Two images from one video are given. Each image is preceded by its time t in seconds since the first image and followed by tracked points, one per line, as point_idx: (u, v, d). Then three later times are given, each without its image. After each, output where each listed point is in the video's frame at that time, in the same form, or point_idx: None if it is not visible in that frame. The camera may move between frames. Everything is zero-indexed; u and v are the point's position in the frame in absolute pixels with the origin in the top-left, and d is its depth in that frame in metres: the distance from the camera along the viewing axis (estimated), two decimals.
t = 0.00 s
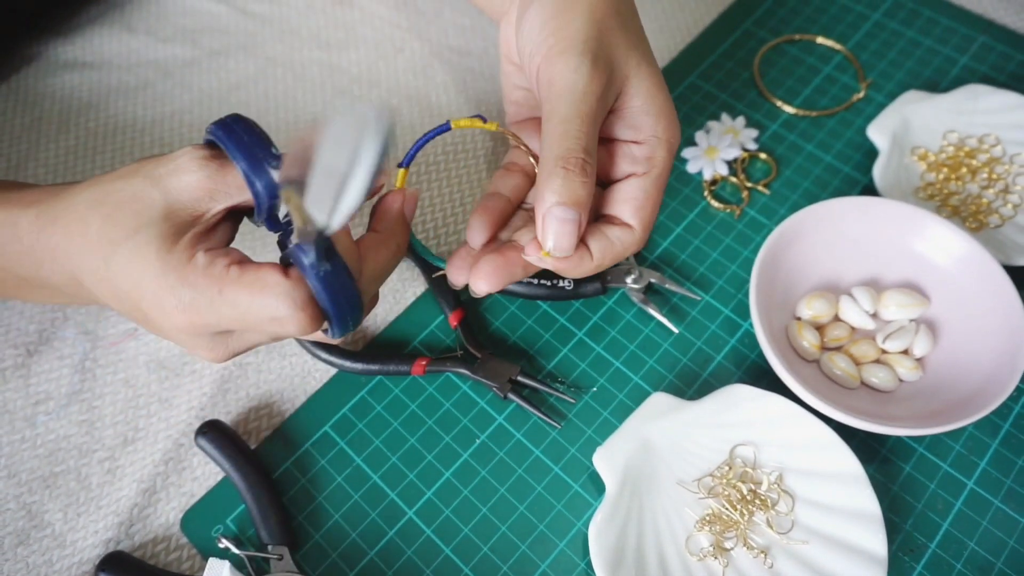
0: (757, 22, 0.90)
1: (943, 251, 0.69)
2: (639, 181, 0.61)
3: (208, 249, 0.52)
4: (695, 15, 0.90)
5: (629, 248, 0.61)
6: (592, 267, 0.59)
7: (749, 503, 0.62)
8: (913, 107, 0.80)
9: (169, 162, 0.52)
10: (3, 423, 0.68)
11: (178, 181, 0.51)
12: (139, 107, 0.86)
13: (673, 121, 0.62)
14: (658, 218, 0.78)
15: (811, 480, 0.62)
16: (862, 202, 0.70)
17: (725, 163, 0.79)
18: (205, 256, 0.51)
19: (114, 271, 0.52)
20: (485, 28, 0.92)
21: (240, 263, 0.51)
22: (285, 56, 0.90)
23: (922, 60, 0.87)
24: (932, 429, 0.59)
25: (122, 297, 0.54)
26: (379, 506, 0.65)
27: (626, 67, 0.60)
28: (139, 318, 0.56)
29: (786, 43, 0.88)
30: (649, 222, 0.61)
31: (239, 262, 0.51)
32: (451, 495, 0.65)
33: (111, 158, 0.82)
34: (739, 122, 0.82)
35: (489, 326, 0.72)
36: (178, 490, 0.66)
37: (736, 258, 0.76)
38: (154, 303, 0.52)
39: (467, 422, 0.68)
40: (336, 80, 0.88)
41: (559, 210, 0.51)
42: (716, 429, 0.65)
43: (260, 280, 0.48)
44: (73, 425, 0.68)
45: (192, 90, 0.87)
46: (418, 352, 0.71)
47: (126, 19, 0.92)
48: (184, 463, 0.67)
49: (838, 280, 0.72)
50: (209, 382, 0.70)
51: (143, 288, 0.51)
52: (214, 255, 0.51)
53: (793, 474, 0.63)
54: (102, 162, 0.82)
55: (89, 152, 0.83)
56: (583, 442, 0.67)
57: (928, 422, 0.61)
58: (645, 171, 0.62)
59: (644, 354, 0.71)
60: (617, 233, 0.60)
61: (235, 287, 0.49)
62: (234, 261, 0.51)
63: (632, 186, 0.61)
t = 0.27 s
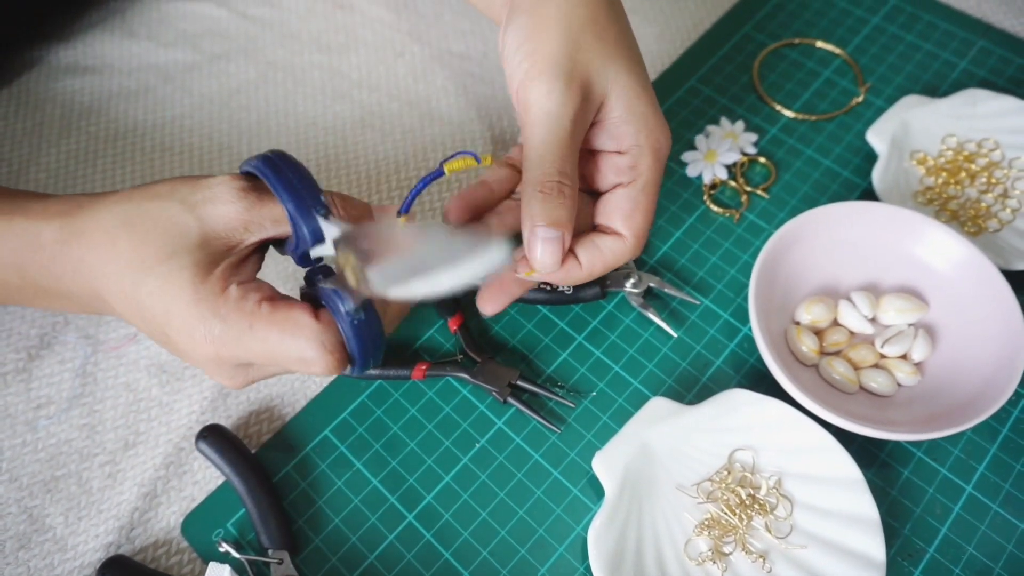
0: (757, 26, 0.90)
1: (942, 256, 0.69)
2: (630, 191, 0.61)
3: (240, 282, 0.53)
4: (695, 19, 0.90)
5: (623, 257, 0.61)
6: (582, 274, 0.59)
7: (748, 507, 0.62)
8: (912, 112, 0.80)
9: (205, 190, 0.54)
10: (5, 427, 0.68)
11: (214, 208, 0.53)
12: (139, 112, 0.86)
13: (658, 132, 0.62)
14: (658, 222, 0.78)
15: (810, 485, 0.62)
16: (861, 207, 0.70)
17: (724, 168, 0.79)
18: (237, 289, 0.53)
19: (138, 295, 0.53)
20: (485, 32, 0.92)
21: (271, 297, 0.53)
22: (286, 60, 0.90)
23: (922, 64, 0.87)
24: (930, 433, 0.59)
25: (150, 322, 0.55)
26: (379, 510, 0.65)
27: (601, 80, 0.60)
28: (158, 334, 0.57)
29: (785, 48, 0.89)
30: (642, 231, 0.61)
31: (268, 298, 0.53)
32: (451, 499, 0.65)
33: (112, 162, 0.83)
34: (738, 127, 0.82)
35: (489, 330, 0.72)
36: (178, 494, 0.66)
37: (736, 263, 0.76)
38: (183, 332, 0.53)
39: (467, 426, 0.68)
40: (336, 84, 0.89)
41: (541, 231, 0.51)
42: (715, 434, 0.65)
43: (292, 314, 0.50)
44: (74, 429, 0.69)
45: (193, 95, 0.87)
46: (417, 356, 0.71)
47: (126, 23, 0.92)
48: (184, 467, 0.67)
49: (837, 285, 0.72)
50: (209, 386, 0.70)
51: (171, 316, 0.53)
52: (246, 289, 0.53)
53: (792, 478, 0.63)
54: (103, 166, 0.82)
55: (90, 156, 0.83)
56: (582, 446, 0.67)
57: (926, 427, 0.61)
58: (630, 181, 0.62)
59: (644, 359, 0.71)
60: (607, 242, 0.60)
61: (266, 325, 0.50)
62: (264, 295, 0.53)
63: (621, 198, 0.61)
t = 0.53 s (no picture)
0: (756, 30, 0.90)
1: (940, 261, 0.69)
2: (691, 137, 0.60)
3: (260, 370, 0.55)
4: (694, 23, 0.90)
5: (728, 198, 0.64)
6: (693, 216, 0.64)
7: (747, 512, 0.62)
8: (912, 116, 0.80)
9: (203, 267, 0.52)
10: (6, 432, 0.69)
11: (216, 289, 0.51)
12: (140, 117, 0.86)
13: (691, 74, 0.60)
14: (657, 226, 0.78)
15: (809, 490, 0.62)
16: (859, 212, 0.70)
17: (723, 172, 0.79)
18: (257, 381, 0.54)
19: (146, 323, 0.53)
20: (484, 36, 0.93)
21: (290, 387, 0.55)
22: (286, 65, 0.90)
23: (921, 68, 0.87)
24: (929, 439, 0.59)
25: (162, 375, 0.55)
26: (378, 516, 0.65)
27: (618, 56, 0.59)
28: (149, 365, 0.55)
29: (785, 51, 0.89)
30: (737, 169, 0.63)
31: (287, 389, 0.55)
32: (450, 504, 0.66)
33: (114, 167, 0.83)
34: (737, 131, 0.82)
35: (489, 335, 0.72)
36: (178, 499, 0.66)
37: (735, 267, 0.76)
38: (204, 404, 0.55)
39: (466, 431, 0.68)
40: (337, 88, 0.89)
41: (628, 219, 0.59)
42: (714, 439, 0.65)
43: (318, 412, 0.54)
44: (75, 434, 0.69)
45: (194, 99, 0.88)
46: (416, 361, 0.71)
47: (127, 28, 0.92)
48: (184, 472, 0.67)
49: (836, 289, 0.72)
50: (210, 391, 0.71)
51: (199, 393, 0.54)
52: (267, 380, 0.55)
53: (791, 483, 0.63)
54: (105, 171, 0.83)
55: (91, 161, 0.83)
56: (581, 451, 0.67)
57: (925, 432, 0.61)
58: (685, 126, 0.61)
59: (643, 364, 0.71)
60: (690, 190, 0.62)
61: (295, 418, 0.54)
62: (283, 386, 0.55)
63: (694, 146, 0.60)
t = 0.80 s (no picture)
0: (754, 36, 0.91)
1: (937, 266, 0.70)
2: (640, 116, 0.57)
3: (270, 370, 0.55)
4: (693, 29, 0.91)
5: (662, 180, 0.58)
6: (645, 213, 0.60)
7: (745, 517, 0.63)
8: (909, 121, 0.81)
9: (215, 269, 0.52)
10: (12, 438, 0.70)
11: (228, 290, 0.52)
12: (143, 124, 0.87)
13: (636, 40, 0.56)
14: (656, 232, 0.79)
15: (806, 495, 0.63)
16: (856, 218, 0.71)
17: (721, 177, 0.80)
18: (266, 381, 0.55)
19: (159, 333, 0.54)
20: (484, 42, 0.93)
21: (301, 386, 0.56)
22: (287, 72, 0.91)
23: (918, 73, 0.88)
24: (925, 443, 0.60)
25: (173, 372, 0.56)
26: (380, 520, 0.66)
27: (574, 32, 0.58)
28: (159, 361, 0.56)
29: (782, 57, 0.89)
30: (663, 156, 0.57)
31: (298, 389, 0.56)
32: (450, 509, 0.66)
33: (117, 174, 0.84)
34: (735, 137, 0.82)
35: (489, 341, 0.73)
36: (182, 504, 0.67)
37: (733, 273, 0.76)
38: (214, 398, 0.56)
39: (467, 437, 0.69)
40: (337, 95, 0.89)
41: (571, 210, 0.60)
42: (712, 444, 0.66)
43: (325, 413, 0.55)
44: (80, 440, 0.70)
45: (196, 106, 0.88)
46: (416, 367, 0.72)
47: (130, 35, 0.93)
48: (188, 477, 0.68)
49: (833, 295, 0.73)
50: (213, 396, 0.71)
51: (209, 389, 0.55)
52: (276, 380, 0.55)
53: (788, 487, 0.64)
54: (108, 178, 0.83)
55: (94, 168, 0.84)
56: (580, 456, 0.68)
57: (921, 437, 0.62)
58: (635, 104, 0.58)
59: (641, 369, 0.72)
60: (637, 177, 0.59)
61: (303, 418, 0.55)
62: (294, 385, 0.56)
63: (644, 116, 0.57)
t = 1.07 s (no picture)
0: (750, 48, 0.91)
1: (932, 277, 0.70)
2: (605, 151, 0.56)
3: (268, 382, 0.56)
4: (690, 42, 0.92)
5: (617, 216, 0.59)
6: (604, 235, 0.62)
7: (740, 526, 0.64)
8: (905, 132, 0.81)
9: (219, 280, 0.53)
10: (17, 449, 0.71)
11: (232, 303, 0.53)
12: (147, 137, 0.88)
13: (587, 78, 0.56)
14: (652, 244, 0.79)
15: (801, 505, 0.63)
16: (851, 229, 0.71)
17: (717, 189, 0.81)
18: (264, 392, 0.56)
19: (162, 346, 0.55)
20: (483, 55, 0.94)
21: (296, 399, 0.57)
22: (289, 86, 0.92)
23: (914, 84, 0.89)
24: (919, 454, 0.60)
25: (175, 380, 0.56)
26: (379, 530, 0.67)
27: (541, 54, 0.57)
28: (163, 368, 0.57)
29: (779, 69, 0.90)
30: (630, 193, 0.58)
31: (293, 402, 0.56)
32: (449, 519, 0.67)
33: (121, 187, 0.85)
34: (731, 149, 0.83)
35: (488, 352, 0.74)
36: (184, 515, 0.68)
37: (729, 284, 0.77)
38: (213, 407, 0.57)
39: (465, 447, 0.70)
40: (339, 109, 0.91)
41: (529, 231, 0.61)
42: (708, 454, 0.66)
43: (319, 426, 0.55)
44: (84, 451, 0.71)
45: (199, 120, 0.90)
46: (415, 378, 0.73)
47: (135, 50, 0.94)
48: (190, 488, 0.69)
49: (828, 305, 0.73)
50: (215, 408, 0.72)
51: (209, 398, 0.56)
52: (273, 392, 0.56)
53: (783, 498, 0.64)
54: (112, 192, 0.84)
55: (99, 181, 0.85)
56: (578, 466, 0.69)
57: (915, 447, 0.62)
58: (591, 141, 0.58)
59: (638, 379, 0.73)
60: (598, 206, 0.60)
61: (298, 430, 0.56)
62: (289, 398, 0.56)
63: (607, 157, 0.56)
